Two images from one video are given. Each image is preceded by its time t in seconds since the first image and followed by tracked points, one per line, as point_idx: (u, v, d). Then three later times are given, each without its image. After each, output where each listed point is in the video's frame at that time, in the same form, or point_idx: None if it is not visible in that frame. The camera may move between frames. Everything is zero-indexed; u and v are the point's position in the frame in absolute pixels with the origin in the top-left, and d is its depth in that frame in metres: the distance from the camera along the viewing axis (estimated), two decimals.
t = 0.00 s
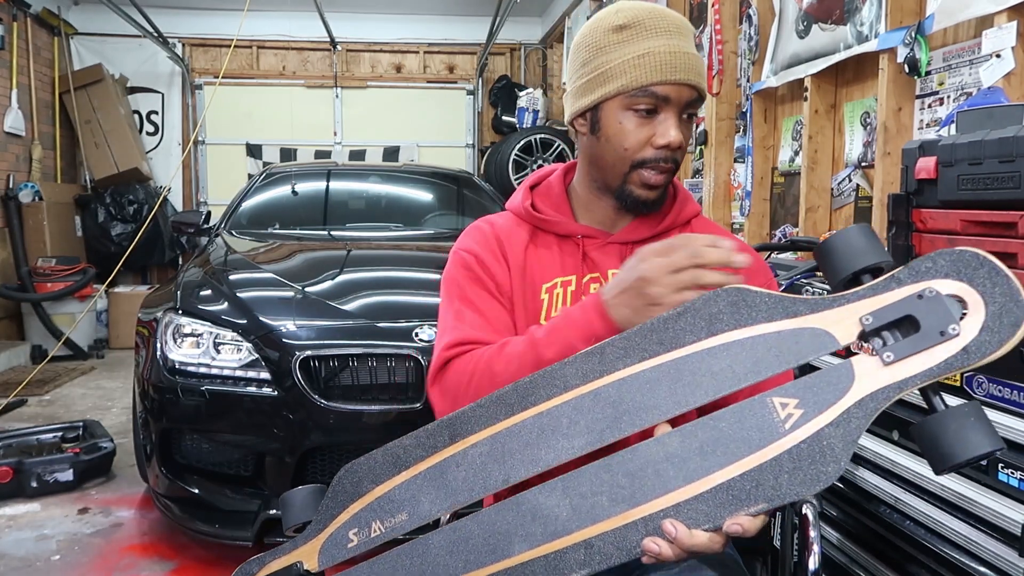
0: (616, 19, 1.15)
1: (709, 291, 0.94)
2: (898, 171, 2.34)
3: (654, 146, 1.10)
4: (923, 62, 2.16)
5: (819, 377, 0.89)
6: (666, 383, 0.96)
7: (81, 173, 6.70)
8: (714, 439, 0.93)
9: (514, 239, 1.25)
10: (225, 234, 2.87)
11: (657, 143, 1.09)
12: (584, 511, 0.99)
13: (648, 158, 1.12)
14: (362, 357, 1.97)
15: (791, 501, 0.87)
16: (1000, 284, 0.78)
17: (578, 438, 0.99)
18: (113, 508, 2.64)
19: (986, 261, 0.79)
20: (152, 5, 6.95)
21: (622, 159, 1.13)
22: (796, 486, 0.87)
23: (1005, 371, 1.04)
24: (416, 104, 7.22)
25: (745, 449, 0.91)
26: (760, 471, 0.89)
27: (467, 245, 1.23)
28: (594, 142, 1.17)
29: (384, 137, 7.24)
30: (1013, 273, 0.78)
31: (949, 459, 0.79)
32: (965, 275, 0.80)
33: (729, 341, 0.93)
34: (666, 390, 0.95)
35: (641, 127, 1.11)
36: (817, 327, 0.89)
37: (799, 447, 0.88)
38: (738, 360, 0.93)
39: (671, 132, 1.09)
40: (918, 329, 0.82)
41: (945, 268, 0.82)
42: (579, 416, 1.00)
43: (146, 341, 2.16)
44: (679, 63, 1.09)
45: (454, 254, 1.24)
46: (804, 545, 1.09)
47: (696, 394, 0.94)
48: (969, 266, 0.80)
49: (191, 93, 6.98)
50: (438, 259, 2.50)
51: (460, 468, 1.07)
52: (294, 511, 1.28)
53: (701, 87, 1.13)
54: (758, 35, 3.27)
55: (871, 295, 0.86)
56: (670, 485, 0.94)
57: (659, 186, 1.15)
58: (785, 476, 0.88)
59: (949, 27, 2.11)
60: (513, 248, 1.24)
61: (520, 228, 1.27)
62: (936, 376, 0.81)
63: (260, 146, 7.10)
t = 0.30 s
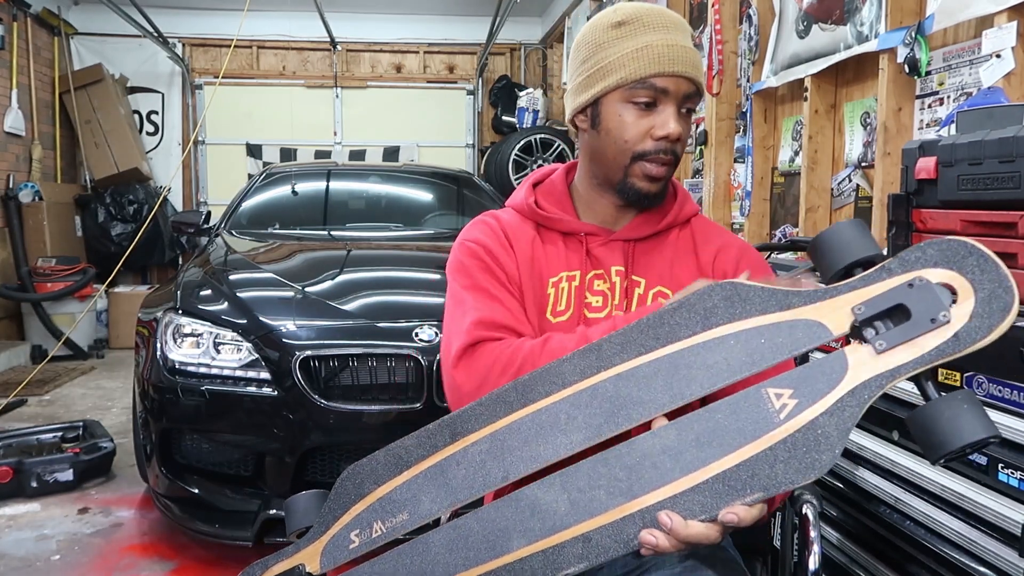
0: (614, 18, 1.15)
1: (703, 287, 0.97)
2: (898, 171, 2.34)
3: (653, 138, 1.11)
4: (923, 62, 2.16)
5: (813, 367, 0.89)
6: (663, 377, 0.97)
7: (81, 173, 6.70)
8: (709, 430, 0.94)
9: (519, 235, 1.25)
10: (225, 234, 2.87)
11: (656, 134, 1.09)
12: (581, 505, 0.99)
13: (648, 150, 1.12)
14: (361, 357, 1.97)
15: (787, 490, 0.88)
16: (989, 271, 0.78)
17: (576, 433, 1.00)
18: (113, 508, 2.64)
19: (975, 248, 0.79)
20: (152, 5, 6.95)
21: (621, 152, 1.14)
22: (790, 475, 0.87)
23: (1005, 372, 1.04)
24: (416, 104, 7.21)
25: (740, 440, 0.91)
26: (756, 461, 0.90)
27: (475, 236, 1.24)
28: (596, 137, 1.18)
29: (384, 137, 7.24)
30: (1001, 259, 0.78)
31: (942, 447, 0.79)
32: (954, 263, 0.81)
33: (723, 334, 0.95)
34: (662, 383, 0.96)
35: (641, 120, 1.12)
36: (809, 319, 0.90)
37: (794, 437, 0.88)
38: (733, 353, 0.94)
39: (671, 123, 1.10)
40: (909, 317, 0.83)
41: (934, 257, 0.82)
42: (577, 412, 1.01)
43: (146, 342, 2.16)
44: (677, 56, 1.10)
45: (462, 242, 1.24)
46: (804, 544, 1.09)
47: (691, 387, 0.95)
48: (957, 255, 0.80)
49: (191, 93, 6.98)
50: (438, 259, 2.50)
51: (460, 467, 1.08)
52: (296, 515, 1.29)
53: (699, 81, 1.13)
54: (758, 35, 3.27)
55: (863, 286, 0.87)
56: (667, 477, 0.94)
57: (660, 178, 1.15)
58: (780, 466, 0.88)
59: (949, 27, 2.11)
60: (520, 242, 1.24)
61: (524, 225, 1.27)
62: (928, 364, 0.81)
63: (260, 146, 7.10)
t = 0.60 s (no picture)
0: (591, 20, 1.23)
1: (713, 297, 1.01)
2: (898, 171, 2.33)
3: (621, 127, 1.15)
4: (923, 62, 2.16)
5: (819, 377, 0.93)
6: (668, 384, 0.99)
7: (80, 173, 6.70)
8: (713, 438, 0.96)
9: (514, 242, 1.26)
10: (225, 234, 2.87)
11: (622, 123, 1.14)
12: (585, 511, 1.00)
13: (617, 142, 1.16)
14: (361, 357, 1.97)
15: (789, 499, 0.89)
16: (995, 285, 0.82)
17: (581, 438, 1.01)
18: (113, 508, 2.64)
19: (981, 264, 0.83)
20: (152, 5, 6.95)
21: (595, 144, 1.19)
22: (793, 484, 0.89)
23: (1005, 372, 1.03)
24: (416, 104, 7.22)
25: (744, 448, 0.94)
26: (758, 469, 0.92)
27: (462, 254, 1.25)
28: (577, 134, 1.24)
29: (384, 137, 7.24)
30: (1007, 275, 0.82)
31: (948, 459, 0.81)
32: (962, 277, 0.85)
33: (731, 343, 0.99)
34: (666, 390, 0.99)
35: (611, 110, 1.17)
36: (817, 330, 0.94)
37: (798, 445, 0.91)
38: (739, 363, 0.97)
39: (637, 112, 1.15)
40: (915, 330, 0.86)
41: (940, 272, 0.86)
42: (582, 417, 1.02)
43: (146, 341, 2.16)
44: (639, 46, 1.16)
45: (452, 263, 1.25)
46: (804, 545, 1.09)
47: (696, 395, 0.97)
48: (964, 270, 0.84)
49: (191, 93, 6.99)
50: (438, 259, 2.50)
51: (466, 469, 1.08)
52: (301, 515, 1.30)
53: (671, 69, 1.17)
54: (758, 35, 3.27)
55: (871, 299, 0.91)
56: (670, 483, 0.96)
57: (637, 171, 1.18)
58: (783, 475, 0.90)
59: (949, 27, 2.11)
60: (513, 252, 1.24)
61: (522, 231, 1.28)
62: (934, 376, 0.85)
63: (260, 146, 7.10)
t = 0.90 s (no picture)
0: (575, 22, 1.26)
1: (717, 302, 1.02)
2: (898, 171, 2.33)
3: (605, 125, 1.17)
4: (923, 62, 2.16)
5: (825, 387, 0.92)
6: (671, 391, 1.01)
7: (80, 173, 6.70)
8: (714, 447, 0.97)
9: (505, 245, 1.29)
10: (226, 234, 2.87)
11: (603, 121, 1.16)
12: (583, 517, 1.03)
13: (602, 140, 1.18)
14: (362, 357, 1.97)
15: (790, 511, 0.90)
16: (1012, 299, 0.81)
17: (581, 443, 1.04)
18: (113, 507, 2.64)
19: (997, 275, 0.82)
20: (152, 5, 6.95)
21: (582, 144, 1.21)
22: (794, 496, 0.90)
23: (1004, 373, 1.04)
24: (416, 104, 7.22)
25: (748, 460, 0.94)
26: (760, 481, 0.93)
27: (454, 261, 1.31)
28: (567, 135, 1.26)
29: (384, 137, 7.25)
30: None
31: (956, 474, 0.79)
32: (977, 289, 0.83)
33: (735, 350, 0.99)
34: (669, 396, 1.01)
35: (595, 109, 1.20)
36: (824, 339, 0.93)
37: (801, 458, 0.91)
38: (742, 370, 0.98)
39: (620, 109, 1.16)
40: (927, 342, 0.85)
41: (954, 283, 0.85)
42: (582, 422, 1.06)
43: (146, 341, 2.16)
44: (620, 42, 1.17)
45: (446, 269, 1.31)
46: (803, 546, 1.09)
47: (699, 403, 0.99)
48: (980, 281, 0.83)
49: (191, 93, 7.00)
50: (438, 259, 2.50)
51: (463, 472, 1.11)
52: (298, 508, 1.26)
53: (656, 63, 1.18)
54: (758, 36, 3.27)
55: (881, 307, 0.89)
56: (669, 492, 0.98)
57: (623, 169, 1.19)
58: (785, 486, 0.91)
59: (949, 27, 2.11)
60: (502, 255, 1.28)
61: (515, 234, 1.31)
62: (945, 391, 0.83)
63: (260, 146, 7.10)
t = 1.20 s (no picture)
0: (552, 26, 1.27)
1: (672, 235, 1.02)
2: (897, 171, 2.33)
3: (587, 129, 1.18)
4: (923, 62, 2.15)
5: (780, 293, 0.92)
6: (639, 324, 0.99)
7: (80, 173, 6.70)
8: (690, 366, 0.94)
9: (499, 252, 1.30)
10: (226, 234, 2.87)
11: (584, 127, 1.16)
12: (571, 459, 0.99)
13: (586, 144, 1.19)
14: (362, 356, 1.97)
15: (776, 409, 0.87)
16: (940, 178, 0.85)
17: (560, 389, 1.01)
18: (113, 507, 2.64)
19: (925, 160, 0.86)
20: (152, 5, 6.94)
21: (568, 150, 1.22)
22: (773, 394, 0.87)
23: (1004, 373, 1.02)
24: (416, 104, 7.21)
25: (719, 370, 0.92)
26: (737, 388, 0.90)
27: (450, 272, 1.33)
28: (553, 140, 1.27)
29: (384, 137, 7.25)
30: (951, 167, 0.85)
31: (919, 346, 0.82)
32: (908, 175, 0.87)
33: (694, 277, 0.99)
34: (638, 329, 0.99)
35: (575, 113, 1.20)
36: (774, 250, 0.95)
37: (770, 360, 0.90)
38: (704, 293, 0.97)
39: (600, 113, 1.17)
40: (870, 231, 0.88)
41: (886, 174, 0.89)
42: (559, 370, 1.02)
43: (146, 341, 2.16)
44: (594, 44, 1.17)
45: (442, 281, 1.34)
46: (804, 544, 1.11)
47: (668, 329, 0.97)
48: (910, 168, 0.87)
49: (191, 93, 6.98)
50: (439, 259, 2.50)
51: (448, 442, 1.09)
52: (293, 520, 1.31)
53: (632, 62, 1.18)
54: (758, 35, 3.26)
55: (823, 209, 0.92)
56: (654, 416, 0.94)
57: (610, 171, 1.20)
58: (761, 387, 0.89)
59: (949, 27, 2.11)
60: (497, 263, 1.29)
61: (509, 240, 1.32)
62: (893, 272, 0.85)
63: (260, 146, 7.10)
